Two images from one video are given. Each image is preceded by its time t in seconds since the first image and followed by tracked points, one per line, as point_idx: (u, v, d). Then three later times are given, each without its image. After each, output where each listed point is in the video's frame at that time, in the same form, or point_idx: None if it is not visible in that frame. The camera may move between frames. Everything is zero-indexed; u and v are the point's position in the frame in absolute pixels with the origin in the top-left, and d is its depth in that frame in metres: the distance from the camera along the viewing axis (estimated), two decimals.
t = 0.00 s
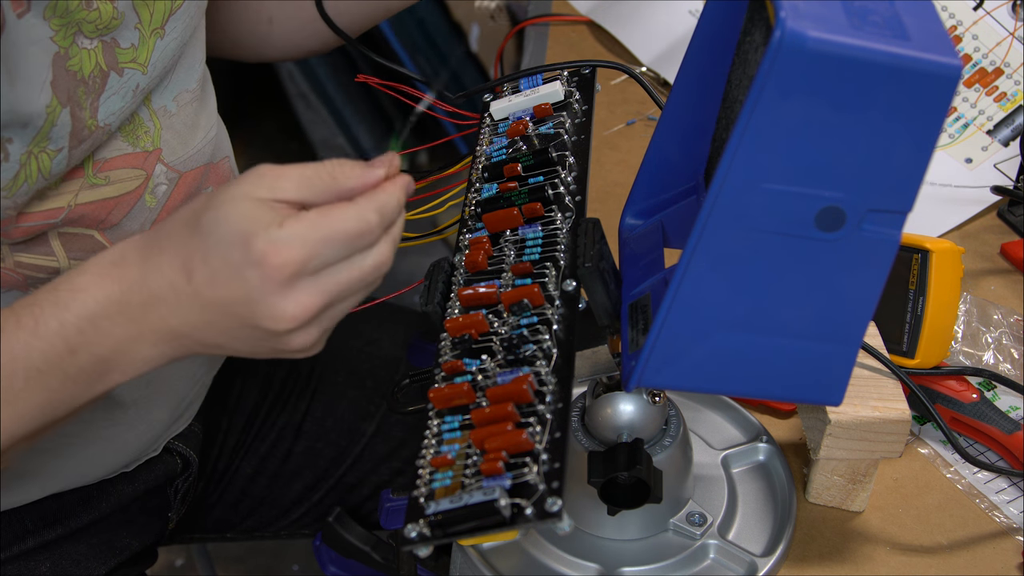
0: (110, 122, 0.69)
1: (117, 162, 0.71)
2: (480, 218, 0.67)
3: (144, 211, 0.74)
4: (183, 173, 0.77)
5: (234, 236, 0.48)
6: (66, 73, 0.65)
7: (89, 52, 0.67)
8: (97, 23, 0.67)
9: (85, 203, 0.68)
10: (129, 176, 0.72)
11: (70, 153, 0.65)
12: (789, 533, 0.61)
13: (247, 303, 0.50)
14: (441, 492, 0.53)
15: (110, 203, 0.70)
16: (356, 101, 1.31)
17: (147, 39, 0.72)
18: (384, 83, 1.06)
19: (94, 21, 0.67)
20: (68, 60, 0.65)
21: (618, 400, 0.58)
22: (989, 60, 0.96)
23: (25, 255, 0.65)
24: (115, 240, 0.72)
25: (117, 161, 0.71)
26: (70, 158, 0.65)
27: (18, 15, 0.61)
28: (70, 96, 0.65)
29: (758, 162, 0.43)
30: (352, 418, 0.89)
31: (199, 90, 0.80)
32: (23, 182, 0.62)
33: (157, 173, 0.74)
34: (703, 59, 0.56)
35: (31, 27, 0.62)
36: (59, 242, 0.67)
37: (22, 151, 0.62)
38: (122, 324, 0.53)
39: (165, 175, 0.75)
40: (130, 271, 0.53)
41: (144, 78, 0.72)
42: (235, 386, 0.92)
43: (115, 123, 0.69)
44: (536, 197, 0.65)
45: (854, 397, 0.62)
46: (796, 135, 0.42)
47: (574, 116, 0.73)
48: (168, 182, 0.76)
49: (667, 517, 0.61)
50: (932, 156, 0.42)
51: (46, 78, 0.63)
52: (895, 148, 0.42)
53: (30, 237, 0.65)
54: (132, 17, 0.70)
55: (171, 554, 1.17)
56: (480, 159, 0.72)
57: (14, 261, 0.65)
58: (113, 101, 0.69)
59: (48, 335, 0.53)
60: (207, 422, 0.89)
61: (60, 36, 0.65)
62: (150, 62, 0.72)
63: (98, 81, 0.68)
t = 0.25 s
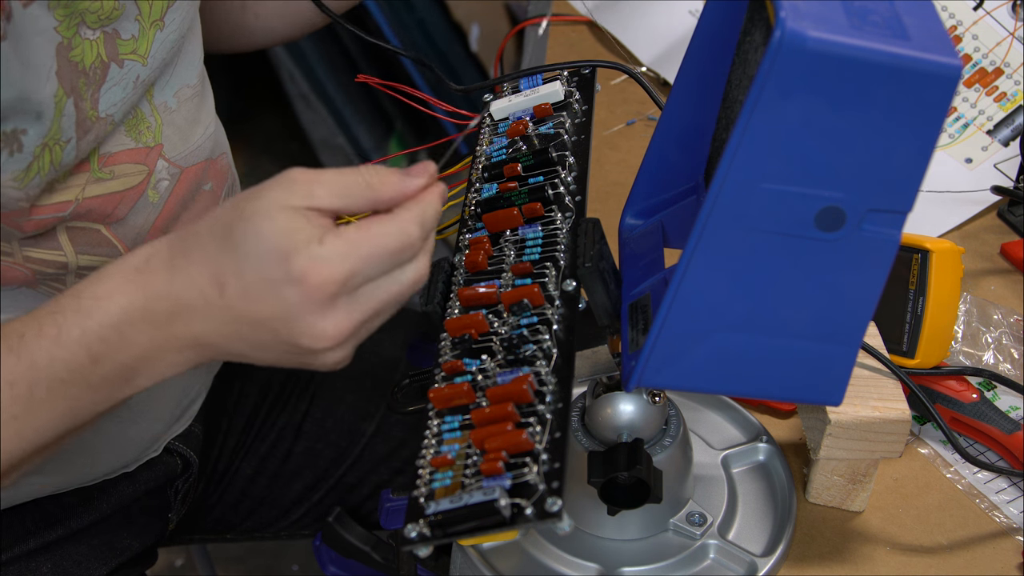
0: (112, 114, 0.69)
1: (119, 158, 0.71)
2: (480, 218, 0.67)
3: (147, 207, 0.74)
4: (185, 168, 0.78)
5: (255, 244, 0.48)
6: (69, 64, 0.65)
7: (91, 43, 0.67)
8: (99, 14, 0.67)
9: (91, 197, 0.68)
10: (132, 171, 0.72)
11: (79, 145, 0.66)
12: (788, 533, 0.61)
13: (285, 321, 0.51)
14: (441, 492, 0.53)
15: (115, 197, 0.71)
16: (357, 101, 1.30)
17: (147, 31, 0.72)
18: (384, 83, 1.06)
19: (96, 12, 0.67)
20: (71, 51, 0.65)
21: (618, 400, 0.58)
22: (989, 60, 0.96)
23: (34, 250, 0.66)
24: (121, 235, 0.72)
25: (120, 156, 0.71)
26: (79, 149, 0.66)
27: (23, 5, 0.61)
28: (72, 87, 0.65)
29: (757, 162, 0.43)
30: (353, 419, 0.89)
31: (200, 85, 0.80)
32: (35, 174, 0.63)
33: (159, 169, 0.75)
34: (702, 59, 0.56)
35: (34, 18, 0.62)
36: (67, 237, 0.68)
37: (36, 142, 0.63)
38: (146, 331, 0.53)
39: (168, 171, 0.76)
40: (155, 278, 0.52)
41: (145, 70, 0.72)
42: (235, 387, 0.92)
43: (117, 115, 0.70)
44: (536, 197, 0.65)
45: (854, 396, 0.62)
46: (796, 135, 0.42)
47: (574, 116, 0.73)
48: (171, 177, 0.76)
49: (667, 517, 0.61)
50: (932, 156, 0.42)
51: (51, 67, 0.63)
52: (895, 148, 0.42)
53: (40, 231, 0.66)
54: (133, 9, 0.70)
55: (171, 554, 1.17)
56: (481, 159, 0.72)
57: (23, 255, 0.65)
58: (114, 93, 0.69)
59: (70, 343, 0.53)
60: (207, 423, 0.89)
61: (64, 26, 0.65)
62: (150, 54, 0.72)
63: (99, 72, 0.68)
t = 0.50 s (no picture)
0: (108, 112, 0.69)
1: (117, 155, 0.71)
2: (480, 218, 0.67)
3: (146, 204, 0.75)
4: (181, 166, 0.79)
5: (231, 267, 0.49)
6: (64, 61, 0.65)
7: (86, 40, 0.67)
8: (93, 10, 0.67)
9: (89, 195, 0.69)
10: (129, 169, 0.72)
11: (71, 142, 0.66)
12: (788, 533, 0.61)
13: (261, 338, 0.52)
14: (441, 492, 0.53)
15: (112, 194, 0.71)
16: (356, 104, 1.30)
17: (143, 28, 0.72)
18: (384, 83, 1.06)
19: (90, 8, 0.67)
20: (66, 49, 0.65)
21: (618, 400, 0.58)
22: (989, 60, 0.96)
23: (30, 247, 0.65)
24: (118, 233, 0.73)
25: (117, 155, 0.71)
26: (70, 147, 0.65)
27: (15, 3, 0.61)
28: (68, 84, 0.65)
29: (758, 162, 0.43)
30: (352, 418, 0.90)
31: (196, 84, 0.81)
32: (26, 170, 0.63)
33: (156, 166, 0.75)
34: (702, 60, 0.56)
35: (25, 16, 0.62)
36: (63, 235, 0.68)
37: (22, 139, 0.62)
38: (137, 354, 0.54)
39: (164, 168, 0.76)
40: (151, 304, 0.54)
41: (140, 68, 0.72)
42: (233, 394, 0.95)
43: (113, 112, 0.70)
44: (536, 197, 0.65)
45: (854, 396, 0.62)
46: (797, 135, 0.42)
47: (574, 116, 0.73)
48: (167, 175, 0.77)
49: (668, 518, 0.61)
50: (932, 157, 0.42)
51: (44, 66, 0.63)
52: (895, 148, 0.42)
53: (34, 228, 0.66)
54: (127, 6, 0.70)
55: (171, 554, 1.17)
56: (481, 159, 0.72)
57: (19, 252, 0.65)
58: (109, 91, 0.69)
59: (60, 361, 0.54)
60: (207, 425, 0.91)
61: (57, 24, 0.64)
62: (146, 51, 0.72)
63: (95, 69, 0.68)
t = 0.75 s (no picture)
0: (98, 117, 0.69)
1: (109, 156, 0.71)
2: (480, 218, 0.67)
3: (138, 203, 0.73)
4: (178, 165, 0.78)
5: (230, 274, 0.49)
6: (57, 70, 0.64)
7: (79, 47, 0.67)
8: (84, 17, 0.67)
9: (78, 199, 0.67)
10: (123, 170, 0.71)
11: (47, 149, 0.64)
12: (789, 533, 0.61)
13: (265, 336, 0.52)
14: (441, 492, 0.53)
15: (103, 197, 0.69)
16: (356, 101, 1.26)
17: (139, 33, 0.72)
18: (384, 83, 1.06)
19: (80, 16, 0.66)
20: (58, 57, 0.65)
21: (618, 400, 0.58)
22: (989, 60, 0.96)
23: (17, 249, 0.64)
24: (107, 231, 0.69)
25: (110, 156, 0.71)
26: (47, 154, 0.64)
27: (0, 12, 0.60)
28: (58, 92, 0.64)
29: (758, 162, 0.43)
30: (351, 417, 0.91)
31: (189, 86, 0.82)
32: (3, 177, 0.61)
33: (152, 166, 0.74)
34: (702, 60, 0.56)
35: (14, 26, 0.61)
36: (50, 236, 0.65)
37: None
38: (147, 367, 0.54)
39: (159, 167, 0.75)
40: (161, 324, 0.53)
41: (135, 73, 0.72)
42: (231, 392, 0.94)
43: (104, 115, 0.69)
44: (536, 197, 0.65)
45: (854, 396, 0.62)
46: (797, 134, 0.42)
47: (574, 116, 0.73)
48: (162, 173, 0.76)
49: (668, 517, 0.61)
50: (932, 157, 0.42)
51: (28, 74, 0.62)
52: (895, 148, 0.42)
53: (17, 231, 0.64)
54: (121, 10, 0.71)
55: (171, 554, 1.17)
56: (481, 159, 0.72)
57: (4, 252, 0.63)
58: (103, 97, 0.69)
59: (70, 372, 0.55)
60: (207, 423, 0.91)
61: (47, 33, 0.64)
62: (141, 56, 0.73)
63: (91, 75, 0.68)
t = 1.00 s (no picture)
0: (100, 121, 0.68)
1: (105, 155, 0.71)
2: (480, 218, 0.67)
3: (137, 201, 0.73)
4: (175, 163, 0.77)
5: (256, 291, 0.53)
6: (52, 78, 0.65)
7: (75, 53, 0.67)
8: (80, 24, 0.67)
9: (77, 200, 0.68)
10: (120, 169, 0.71)
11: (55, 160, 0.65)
12: (789, 533, 0.61)
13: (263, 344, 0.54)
14: (441, 492, 0.53)
15: (101, 197, 0.70)
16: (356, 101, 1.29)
17: (135, 37, 0.72)
18: (384, 84, 1.06)
19: (78, 22, 0.67)
20: (55, 64, 0.65)
21: (618, 400, 0.58)
22: (989, 60, 0.96)
23: (16, 251, 0.65)
24: (105, 230, 0.71)
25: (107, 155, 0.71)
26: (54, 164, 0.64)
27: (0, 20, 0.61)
28: (55, 101, 0.64)
29: (758, 161, 0.43)
30: (350, 416, 0.90)
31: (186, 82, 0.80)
32: (7, 189, 0.61)
33: (149, 164, 0.74)
34: (702, 60, 0.56)
35: (13, 35, 0.62)
36: (49, 237, 0.67)
37: (9, 161, 0.61)
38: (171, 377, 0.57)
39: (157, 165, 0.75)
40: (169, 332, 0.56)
41: (133, 77, 0.72)
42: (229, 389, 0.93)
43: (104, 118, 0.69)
44: (536, 197, 0.65)
45: (854, 397, 0.62)
46: (796, 134, 0.42)
47: (574, 116, 0.73)
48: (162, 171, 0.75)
49: (668, 517, 0.61)
50: (932, 157, 0.42)
51: (29, 84, 0.63)
52: (895, 147, 0.42)
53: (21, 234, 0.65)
54: (118, 15, 0.71)
55: (171, 554, 1.17)
56: (481, 159, 0.72)
57: (5, 257, 0.64)
58: (100, 102, 0.68)
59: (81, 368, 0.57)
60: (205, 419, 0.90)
61: (45, 40, 0.65)
62: (138, 60, 0.72)
63: (87, 82, 0.68)
